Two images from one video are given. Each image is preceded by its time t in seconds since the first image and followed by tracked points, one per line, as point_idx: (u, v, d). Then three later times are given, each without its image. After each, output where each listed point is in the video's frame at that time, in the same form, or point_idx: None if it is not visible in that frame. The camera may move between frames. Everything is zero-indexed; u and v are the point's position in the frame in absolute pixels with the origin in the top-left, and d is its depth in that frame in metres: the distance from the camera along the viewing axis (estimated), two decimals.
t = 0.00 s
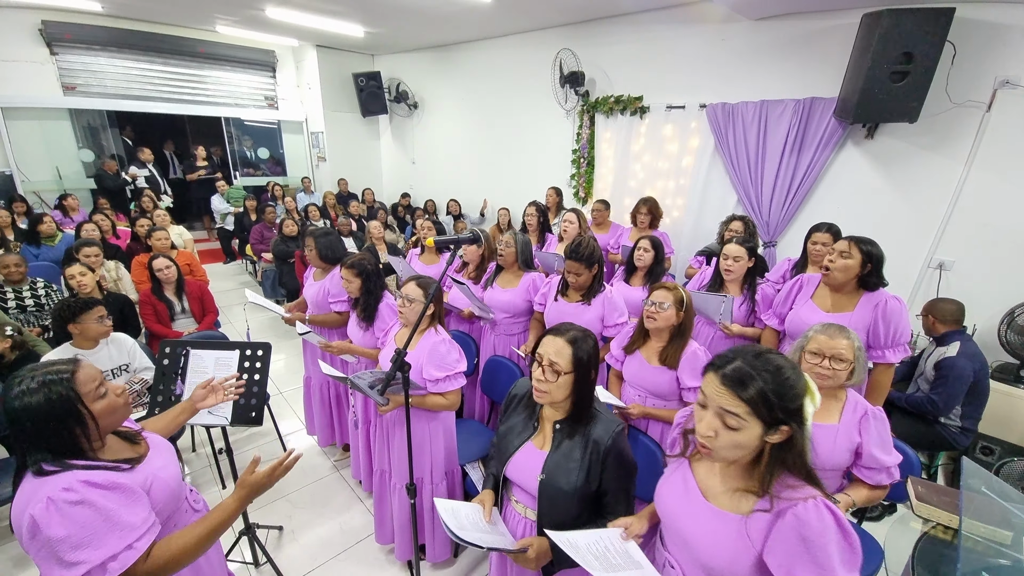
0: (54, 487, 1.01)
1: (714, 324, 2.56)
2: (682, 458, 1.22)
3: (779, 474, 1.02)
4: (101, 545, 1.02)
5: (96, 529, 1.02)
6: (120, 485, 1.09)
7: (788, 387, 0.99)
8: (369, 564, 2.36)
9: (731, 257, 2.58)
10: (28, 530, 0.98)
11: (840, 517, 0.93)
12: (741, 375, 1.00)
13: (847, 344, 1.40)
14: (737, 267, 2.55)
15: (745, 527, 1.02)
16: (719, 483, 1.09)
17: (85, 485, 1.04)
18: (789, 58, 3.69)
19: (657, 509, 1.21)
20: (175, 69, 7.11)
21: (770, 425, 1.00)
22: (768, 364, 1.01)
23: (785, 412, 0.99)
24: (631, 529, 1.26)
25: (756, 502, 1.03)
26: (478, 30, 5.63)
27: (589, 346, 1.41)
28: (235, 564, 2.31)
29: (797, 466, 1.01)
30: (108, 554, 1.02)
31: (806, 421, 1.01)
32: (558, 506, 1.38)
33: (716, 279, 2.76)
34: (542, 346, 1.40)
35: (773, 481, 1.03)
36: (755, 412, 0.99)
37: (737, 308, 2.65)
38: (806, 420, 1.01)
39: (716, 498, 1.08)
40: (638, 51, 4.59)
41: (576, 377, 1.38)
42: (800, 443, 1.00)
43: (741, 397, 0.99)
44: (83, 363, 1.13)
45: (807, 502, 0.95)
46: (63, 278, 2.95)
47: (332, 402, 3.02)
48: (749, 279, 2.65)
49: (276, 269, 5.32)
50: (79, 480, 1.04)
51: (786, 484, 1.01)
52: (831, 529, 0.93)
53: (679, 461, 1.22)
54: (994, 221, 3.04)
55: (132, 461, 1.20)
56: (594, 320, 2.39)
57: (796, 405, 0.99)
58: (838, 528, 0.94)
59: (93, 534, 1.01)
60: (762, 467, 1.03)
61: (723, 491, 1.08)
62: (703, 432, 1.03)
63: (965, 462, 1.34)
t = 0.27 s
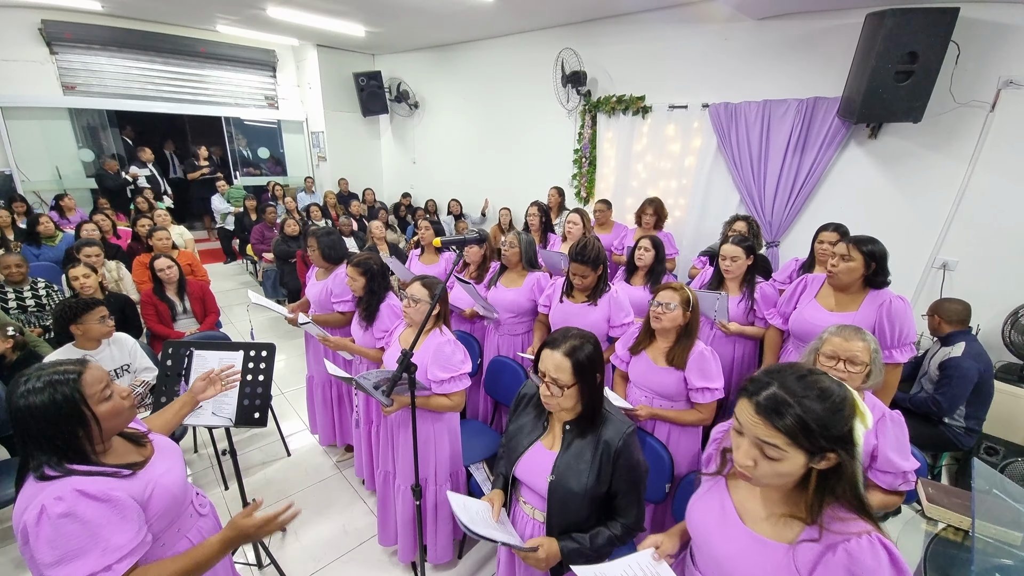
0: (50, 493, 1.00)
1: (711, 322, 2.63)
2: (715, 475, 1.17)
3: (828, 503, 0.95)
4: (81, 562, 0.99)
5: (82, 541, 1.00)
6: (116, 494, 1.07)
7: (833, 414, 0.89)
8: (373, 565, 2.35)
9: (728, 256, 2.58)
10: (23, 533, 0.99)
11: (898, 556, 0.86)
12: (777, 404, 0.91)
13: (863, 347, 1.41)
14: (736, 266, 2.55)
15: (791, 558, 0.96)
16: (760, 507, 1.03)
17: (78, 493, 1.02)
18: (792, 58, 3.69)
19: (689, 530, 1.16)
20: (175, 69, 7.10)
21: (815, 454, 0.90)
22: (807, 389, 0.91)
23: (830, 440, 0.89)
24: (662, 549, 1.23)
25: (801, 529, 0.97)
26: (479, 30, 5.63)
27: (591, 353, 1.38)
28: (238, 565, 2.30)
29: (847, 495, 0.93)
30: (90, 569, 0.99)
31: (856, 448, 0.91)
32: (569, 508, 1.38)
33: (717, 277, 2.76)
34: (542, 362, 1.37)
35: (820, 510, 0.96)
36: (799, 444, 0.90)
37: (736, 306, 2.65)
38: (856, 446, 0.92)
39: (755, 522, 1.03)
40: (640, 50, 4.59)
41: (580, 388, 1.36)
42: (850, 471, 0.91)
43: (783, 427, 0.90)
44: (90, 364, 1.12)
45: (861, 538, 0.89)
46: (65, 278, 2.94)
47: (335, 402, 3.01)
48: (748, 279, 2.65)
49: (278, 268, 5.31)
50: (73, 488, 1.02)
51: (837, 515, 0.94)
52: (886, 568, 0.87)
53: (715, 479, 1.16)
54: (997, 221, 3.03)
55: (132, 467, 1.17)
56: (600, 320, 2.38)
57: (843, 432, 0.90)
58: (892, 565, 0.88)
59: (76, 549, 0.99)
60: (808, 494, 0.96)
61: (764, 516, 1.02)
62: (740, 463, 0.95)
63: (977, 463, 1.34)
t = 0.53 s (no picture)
0: (44, 498, 0.99)
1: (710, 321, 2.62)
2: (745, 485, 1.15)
3: (860, 524, 0.92)
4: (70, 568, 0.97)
5: (77, 545, 0.98)
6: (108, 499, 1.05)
7: (872, 433, 0.86)
8: (375, 567, 2.34)
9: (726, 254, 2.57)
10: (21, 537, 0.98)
11: None
12: (811, 417, 0.89)
13: (867, 351, 1.39)
14: (734, 263, 2.55)
15: None
16: (788, 522, 1.01)
17: (70, 499, 1.00)
18: (793, 58, 3.69)
19: (713, 537, 1.16)
20: (174, 69, 7.08)
21: (849, 472, 0.88)
22: (848, 405, 0.89)
23: (868, 460, 0.86)
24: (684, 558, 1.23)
25: (830, 550, 0.94)
26: (479, 30, 5.62)
27: (582, 359, 1.35)
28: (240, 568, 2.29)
29: (883, 518, 0.90)
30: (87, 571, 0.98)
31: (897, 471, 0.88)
32: (567, 506, 1.37)
33: (716, 275, 2.77)
34: (535, 370, 1.37)
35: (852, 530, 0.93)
36: (830, 460, 0.87)
37: (735, 304, 2.63)
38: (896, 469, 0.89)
39: (783, 539, 1.01)
40: (640, 50, 4.59)
41: (574, 393, 1.35)
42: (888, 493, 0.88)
43: (814, 440, 0.88)
44: (91, 367, 1.11)
45: (894, 563, 0.86)
46: (64, 279, 2.92)
47: (336, 403, 3.00)
48: (746, 278, 2.64)
49: (277, 269, 5.29)
50: (66, 492, 1.01)
51: (870, 538, 0.91)
52: None
53: (745, 490, 1.15)
54: (999, 221, 3.03)
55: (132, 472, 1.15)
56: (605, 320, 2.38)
57: (883, 453, 0.86)
58: None
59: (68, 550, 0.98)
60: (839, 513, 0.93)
61: (792, 532, 1.00)
62: (767, 472, 0.94)
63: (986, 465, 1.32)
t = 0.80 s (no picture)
0: (56, 500, 0.95)
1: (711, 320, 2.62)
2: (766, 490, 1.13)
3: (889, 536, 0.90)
4: (120, 550, 0.97)
5: (109, 537, 0.97)
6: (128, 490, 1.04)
7: (917, 430, 0.85)
8: (378, 569, 2.33)
9: (729, 254, 2.58)
10: (37, 549, 0.93)
11: None
12: (855, 403, 0.88)
13: (866, 354, 1.37)
14: (736, 264, 2.55)
15: None
16: (809, 530, 0.99)
17: (89, 495, 0.98)
18: (792, 59, 3.70)
19: (729, 542, 1.14)
20: (170, 69, 7.04)
21: (881, 468, 0.86)
22: (897, 398, 0.87)
23: (906, 459, 0.85)
24: (698, 560, 1.23)
25: (854, 559, 0.92)
26: (478, 30, 5.62)
27: (575, 351, 1.35)
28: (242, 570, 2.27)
29: (912, 530, 0.88)
30: (130, 557, 0.98)
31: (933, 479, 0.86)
32: (559, 498, 1.36)
33: (717, 274, 2.77)
34: (529, 362, 1.39)
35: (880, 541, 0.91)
36: (866, 451, 0.86)
37: (736, 303, 2.64)
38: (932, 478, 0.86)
39: (801, 547, 0.98)
40: (639, 51, 4.59)
41: (567, 384, 1.35)
42: (920, 499, 0.86)
43: (851, 426, 0.87)
44: (87, 369, 1.10)
45: None
46: (61, 280, 2.90)
47: (336, 404, 2.99)
48: (748, 277, 2.63)
49: (275, 270, 5.27)
50: (81, 490, 0.98)
51: (897, 551, 0.89)
52: None
53: (764, 494, 1.13)
54: (997, 221, 3.05)
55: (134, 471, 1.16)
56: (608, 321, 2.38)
57: (923, 455, 0.85)
58: None
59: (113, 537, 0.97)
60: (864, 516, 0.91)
61: (813, 540, 0.97)
62: (794, 453, 0.94)
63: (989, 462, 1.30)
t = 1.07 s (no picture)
0: (79, 493, 0.95)
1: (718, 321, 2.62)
2: (778, 491, 1.12)
3: (901, 534, 0.89)
4: (157, 524, 1.01)
5: (142, 515, 1.00)
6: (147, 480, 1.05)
7: (928, 419, 0.84)
8: (380, 571, 2.31)
9: (734, 255, 2.58)
10: (62, 541, 0.92)
11: None
12: (868, 387, 0.89)
13: (871, 359, 1.36)
14: (741, 264, 2.55)
15: None
16: (822, 530, 0.97)
17: (112, 484, 0.98)
18: (792, 58, 3.70)
19: (739, 543, 1.13)
20: (166, 68, 6.99)
21: (888, 455, 0.85)
22: (910, 388, 0.88)
23: (914, 446, 0.84)
24: (708, 561, 1.23)
25: (868, 557, 0.91)
26: (477, 29, 5.60)
27: (568, 344, 1.34)
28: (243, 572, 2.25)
29: (921, 524, 0.87)
30: (168, 531, 1.02)
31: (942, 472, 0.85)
32: (553, 489, 1.36)
33: (720, 274, 2.77)
34: (522, 354, 1.38)
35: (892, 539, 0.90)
36: (878, 437, 0.86)
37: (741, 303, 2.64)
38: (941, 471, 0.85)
39: (814, 547, 0.97)
40: (639, 51, 4.60)
41: (560, 376, 1.34)
42: (928, 491, 0.85)
43: (863, 411, 0.87)
44: (88, 366, 1.10)
45: None
46: (58, 280, 2.87)
47: (337, 404, 2.98)
48: (752, 278, 2.63)
49: (274, 270, 5.24)
50: (105, 480, 0.98)
51: (910, 548, 0.88)
52: None
53: (775, 494, 1.12)
54: (996, 221, 3.06)
55: (145, 465, 1.17)
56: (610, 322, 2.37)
57: (933, 445, 0.84)
58: None
59: (146, 516, 1.01)
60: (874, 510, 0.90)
61: (826, 541, 0.96)
62: (803, 436, 0.94)
63: (995, 460, 1.29)
